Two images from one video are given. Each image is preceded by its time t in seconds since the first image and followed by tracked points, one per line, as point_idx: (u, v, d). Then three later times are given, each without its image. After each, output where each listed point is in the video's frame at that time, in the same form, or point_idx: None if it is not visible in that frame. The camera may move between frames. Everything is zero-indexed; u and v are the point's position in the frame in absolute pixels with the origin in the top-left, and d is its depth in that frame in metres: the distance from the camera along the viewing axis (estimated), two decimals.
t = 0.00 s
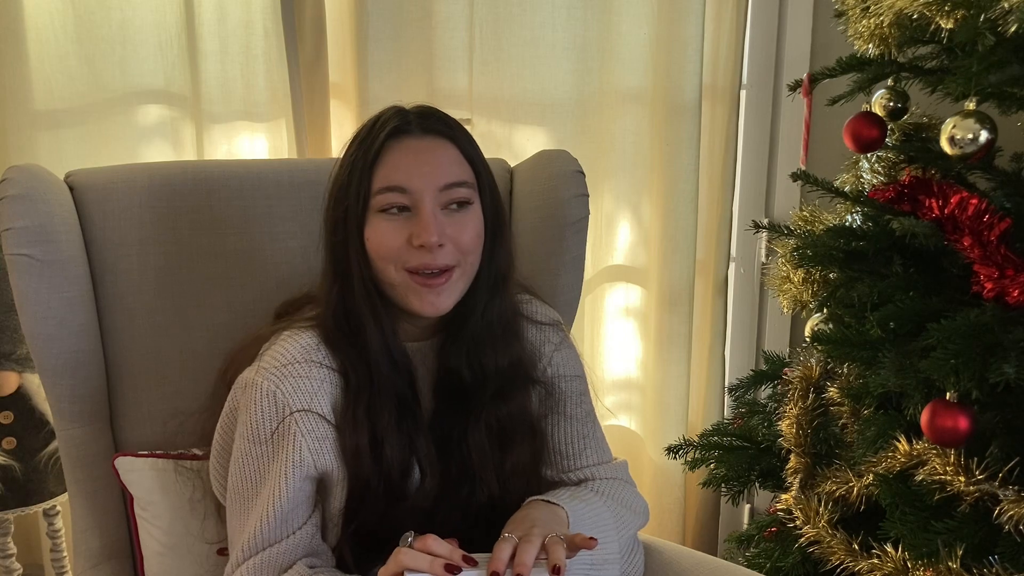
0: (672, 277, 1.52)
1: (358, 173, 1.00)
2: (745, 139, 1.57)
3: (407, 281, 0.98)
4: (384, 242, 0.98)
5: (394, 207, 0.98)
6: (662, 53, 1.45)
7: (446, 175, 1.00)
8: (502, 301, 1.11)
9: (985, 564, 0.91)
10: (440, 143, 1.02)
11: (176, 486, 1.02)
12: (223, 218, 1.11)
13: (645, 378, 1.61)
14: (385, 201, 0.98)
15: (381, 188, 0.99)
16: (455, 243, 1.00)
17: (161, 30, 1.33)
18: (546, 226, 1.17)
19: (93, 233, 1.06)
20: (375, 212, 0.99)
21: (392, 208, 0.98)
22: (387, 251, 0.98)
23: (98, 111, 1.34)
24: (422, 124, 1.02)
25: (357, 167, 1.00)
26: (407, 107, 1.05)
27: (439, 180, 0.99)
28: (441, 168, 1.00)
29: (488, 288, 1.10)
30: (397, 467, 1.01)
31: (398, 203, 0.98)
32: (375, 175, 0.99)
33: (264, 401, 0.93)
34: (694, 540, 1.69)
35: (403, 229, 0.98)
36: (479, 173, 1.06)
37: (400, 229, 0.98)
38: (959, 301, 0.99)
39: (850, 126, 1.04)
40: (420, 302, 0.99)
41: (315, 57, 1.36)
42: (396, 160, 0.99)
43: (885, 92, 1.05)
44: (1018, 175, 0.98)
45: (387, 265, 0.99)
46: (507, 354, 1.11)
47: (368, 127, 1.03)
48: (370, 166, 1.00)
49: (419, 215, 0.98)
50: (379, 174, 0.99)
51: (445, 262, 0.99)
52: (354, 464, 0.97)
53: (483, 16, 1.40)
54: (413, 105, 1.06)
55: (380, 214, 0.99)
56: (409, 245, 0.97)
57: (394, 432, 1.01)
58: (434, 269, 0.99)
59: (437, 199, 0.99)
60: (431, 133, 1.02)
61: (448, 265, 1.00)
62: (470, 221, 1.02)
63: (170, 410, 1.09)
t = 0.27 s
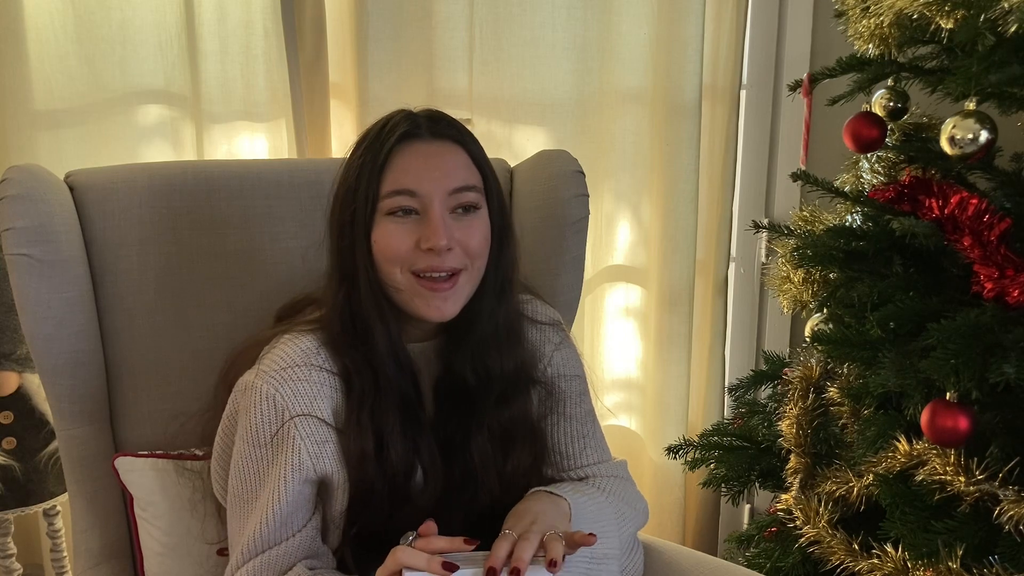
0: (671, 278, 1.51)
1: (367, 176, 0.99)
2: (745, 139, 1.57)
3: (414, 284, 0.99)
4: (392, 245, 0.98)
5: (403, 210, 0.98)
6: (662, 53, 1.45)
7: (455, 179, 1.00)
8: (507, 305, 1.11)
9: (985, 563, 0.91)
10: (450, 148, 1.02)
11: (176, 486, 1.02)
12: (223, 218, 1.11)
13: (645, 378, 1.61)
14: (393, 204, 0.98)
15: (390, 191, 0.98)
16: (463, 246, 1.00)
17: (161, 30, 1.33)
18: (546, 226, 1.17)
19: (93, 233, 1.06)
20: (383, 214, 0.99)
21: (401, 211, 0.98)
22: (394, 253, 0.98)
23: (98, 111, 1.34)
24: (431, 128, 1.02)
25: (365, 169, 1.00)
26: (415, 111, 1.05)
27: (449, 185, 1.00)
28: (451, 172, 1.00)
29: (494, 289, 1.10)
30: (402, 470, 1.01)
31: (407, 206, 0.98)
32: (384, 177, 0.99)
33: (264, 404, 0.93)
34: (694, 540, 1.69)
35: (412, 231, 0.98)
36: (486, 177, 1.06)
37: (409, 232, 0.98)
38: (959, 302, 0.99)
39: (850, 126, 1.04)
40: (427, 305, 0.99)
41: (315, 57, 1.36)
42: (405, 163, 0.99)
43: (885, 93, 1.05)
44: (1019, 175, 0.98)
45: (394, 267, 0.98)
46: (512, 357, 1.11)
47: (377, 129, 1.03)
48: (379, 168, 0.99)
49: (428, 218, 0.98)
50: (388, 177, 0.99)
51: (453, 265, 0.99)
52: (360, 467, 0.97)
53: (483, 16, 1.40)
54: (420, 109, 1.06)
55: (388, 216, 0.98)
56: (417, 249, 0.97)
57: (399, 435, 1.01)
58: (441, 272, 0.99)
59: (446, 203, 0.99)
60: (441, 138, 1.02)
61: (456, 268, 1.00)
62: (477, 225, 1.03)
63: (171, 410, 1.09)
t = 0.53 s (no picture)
0: (672, 278, 1.52)
1: (364, 168, 0.99)
2: (745, 139, 1.57)
3: (411, 274, 0.98)
4: (391, 235, 0.97)
5: (402, 202, 0.98)
6: (662, 53, 1.45)
7: (452, 172, 1.01)
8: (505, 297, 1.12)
9: (985, 563, 0.91)
10: (447, 139, 1.03)
11: (176, 486, 1.02)
12: (223, 218, 1.11)
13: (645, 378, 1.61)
14: (391, 194, 0.98)
15: (388, 182, 0.98)
16: (462, 237, 1.00)
17: (161, 30, 1.33)
18: (546, 226, 1.17)
19: (93, 233, 1.06)
20: (381, 205, 0.98)
21: (399, 202, 0.98)
22: (393, 243, 0.97)
23: (97, 111, 1.34)
24: (427, 122, 1.03)
25: (362, 162, 1.00)
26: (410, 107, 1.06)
27: (447, 176, 1.00)
28: (448, 164, 1.00)
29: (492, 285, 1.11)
30: (398, 466, 1.02)
31: (405, 197, 0.98)
32: (382, 169, 0.99)
33: (258, 400, 0.93)
34: (694, 541, 1.69)
35: (411, 222, 0.97)
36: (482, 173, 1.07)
37: (408, 223, 0.97)
38: (959, 301, 0.99)
39: (850, 126, 1.04)
40: (426, 295, 0.98)
41: (315, 57, 1.36)
42: (403, 155, 0.99)
43: (885, 93, 1.05)
44: (1018, 175, 0.98)
45: (392, 258, 0.98)
46: (512, 352, 1.12)
47: (373, 124, 1.03)
48: (376, 161, 0.99)
49: (427, 209, 0.98)
50: (386, 169, 0.99)
51: (452, 255, 0.98)
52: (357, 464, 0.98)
53: (483, 16, 1.40)
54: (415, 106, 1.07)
55: (386, 207, 0.98)
56: (417, 238, 0.97)
57: (394, 431, 1.01)
58: (440, 262, 0.98)
59: (444, 193, 1.00)
60: (438, 131, 1.03)
61: (455, 258, 0.99)
62: (476, 218, 1.02)
63: (170, 410, 1.09)
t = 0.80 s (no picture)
0: (672, 278, 1.52)
1: (375, 162, 0.99)
2: (744, 139, 1.57)
3: (426, 266, 0.97)
4: (405, 228, 0.96)
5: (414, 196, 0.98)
6: (662, 53, 1.45)
7: (463, 166, 1.01)
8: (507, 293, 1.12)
9: (985, 563, 0.91)
10: (457, 135, 1.03)
11: (176, 486, 1.02)
12: (223, 218, 1.11)
13: (645, 378, 1.61)
14: (405, 188, 0.98)
15: (401, 175, 0.98)
16: (474, 230, 1.00)
17: (161, 30, 1.33)
18: (546, 226, 1.17)
19: (93, 233, 1.05)
20: (394, 199, 0.98)
21: (412, 196, 0.98)
22: (406, 236, 0.96)
23: (97, 112, 1.34)
24: (436, 119, 1.03)
25: (373, 157, 0.99)
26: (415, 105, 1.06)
27: (459, 170, 1.00)
28: (459, 159, 1.01)
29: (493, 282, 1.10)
30: (401, 464, 1.01)
31: (418, 191, 0.98)
32: (394, 164, 0.99)
33: (262, 399, 0.92)
34: (694, 541, 1.69)
35: (424, 216, 0.97)
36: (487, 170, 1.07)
37: (421, 216, 0.97)
38: (959, 302, 0.99)
39: (850, 126, 1.04)
40: (440, 287, 0.97)
41: (315, 58, 1.36)
42: (416, 149, 0.99)
43: (885, 93, 1.05)
44: (1018, 175, 0.98)
45: (405, 251, 0.97)
46: (516, 349, 1.12)
47: (383, 120, 1.03)
48: (388, 155, 0.99)
49: (441, 203, 0.98)
50: (399, 163, 0.99)
51: (466, 248, 0.98)
52: (359, 462, 0.98)
53: (483, 16, 1.40)
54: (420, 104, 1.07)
55: (399, 201, 0.98)
56: (432, 231, 0.96)
57: (397, 429, 1.01)
58: (455, 254, 0.98)
59: (456, 188, 1.00)
60: (448, 127, 1.03)
61: (468, 250, 0.99)
62: (485, 214, 1.03)
63: (171, 410, 1.09)
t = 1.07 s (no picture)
0: (672, 278, 1.52)
1: (390, 170, 0.97)
2: (744, 139, 1.57)
3: (447, 273, 0.98)
4: (424, 237, 0.96)
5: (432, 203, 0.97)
6: (662, 53, 1.45)
7: (478, 172, 1.00)
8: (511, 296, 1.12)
9: (985, 563, 0.91)
10: (468, 139, 1.02)
11: (176, 486, 1.02)
12: (223, 218, 1.11)
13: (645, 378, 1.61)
14: (422, 196, 0.97)
15: (418, 184, 0.97)
16: (489, 235, 1.00)
17: (161, 30, 1.33)
18: (546, 226, 1.17)
19: (93, 233, 1.05)
20: (411, 207, 0.97)
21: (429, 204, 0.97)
22: (427, 245, 0.96)
23: (97, 112, 1.34)
24: (445, 123, 1.01)
25: (388, 164, 0.97)
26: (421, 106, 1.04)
27: (473, 176, 1.00)
28: (472, 165, 1.00)
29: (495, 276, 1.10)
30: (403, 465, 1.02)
31: (434, 199, 0.98)
32: (410, 171, 0.97)
33: (264, 400, 0.93)
34: (694, 541, 1.69)
35: (443, 223, 0.97)
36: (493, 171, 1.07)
37: (440, 224, 0.97)
38: (959, 302, 0.99)
39: (850, 126, 1.04)
40: (460, 293, 0.99)
41: (315, 58, 1.36)
42: (431, 157, 0.98)
43: (885, 93, 1.05)
44: (1018, 175, 0.98)
45: (425, 260, 0.97)
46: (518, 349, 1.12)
47: (393, 122, 1.00)
48: (403, 162, 0.97)
49: (459, 210, 0.98)
50: (415, 170, 0.97)
51: (484, 253, 0.99)
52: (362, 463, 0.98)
53: (483, 16, 1.40)
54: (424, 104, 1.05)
55: (416, 208, 0.97)
56: (452, 239, 0.96)
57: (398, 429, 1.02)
58: (474, 260, 0.99)
59: (471, 194, 1.00)
60: (459, 131, 1.02)
61: (483, 256, 1.00)
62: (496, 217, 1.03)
63: (171, 410, 1.09)
